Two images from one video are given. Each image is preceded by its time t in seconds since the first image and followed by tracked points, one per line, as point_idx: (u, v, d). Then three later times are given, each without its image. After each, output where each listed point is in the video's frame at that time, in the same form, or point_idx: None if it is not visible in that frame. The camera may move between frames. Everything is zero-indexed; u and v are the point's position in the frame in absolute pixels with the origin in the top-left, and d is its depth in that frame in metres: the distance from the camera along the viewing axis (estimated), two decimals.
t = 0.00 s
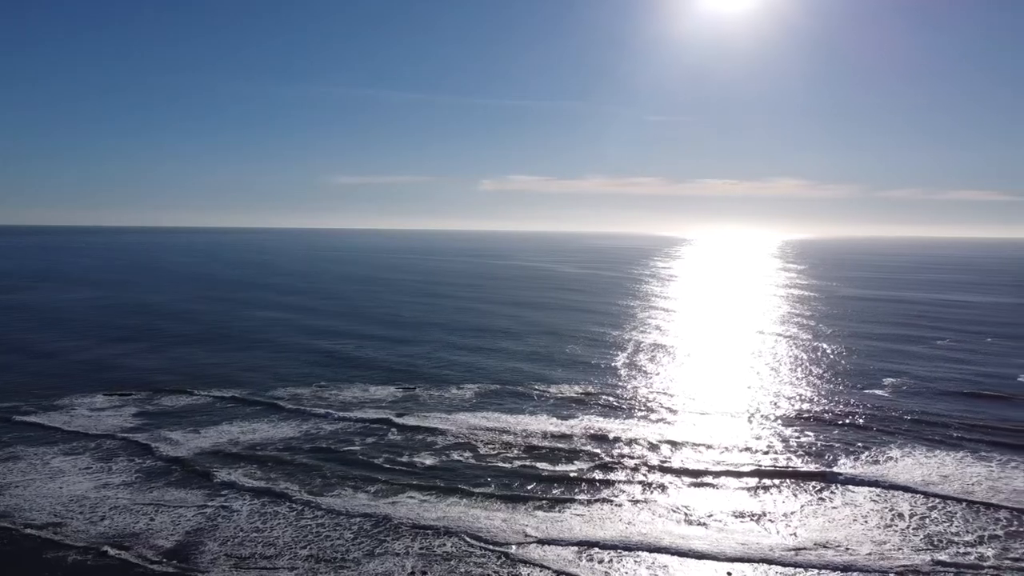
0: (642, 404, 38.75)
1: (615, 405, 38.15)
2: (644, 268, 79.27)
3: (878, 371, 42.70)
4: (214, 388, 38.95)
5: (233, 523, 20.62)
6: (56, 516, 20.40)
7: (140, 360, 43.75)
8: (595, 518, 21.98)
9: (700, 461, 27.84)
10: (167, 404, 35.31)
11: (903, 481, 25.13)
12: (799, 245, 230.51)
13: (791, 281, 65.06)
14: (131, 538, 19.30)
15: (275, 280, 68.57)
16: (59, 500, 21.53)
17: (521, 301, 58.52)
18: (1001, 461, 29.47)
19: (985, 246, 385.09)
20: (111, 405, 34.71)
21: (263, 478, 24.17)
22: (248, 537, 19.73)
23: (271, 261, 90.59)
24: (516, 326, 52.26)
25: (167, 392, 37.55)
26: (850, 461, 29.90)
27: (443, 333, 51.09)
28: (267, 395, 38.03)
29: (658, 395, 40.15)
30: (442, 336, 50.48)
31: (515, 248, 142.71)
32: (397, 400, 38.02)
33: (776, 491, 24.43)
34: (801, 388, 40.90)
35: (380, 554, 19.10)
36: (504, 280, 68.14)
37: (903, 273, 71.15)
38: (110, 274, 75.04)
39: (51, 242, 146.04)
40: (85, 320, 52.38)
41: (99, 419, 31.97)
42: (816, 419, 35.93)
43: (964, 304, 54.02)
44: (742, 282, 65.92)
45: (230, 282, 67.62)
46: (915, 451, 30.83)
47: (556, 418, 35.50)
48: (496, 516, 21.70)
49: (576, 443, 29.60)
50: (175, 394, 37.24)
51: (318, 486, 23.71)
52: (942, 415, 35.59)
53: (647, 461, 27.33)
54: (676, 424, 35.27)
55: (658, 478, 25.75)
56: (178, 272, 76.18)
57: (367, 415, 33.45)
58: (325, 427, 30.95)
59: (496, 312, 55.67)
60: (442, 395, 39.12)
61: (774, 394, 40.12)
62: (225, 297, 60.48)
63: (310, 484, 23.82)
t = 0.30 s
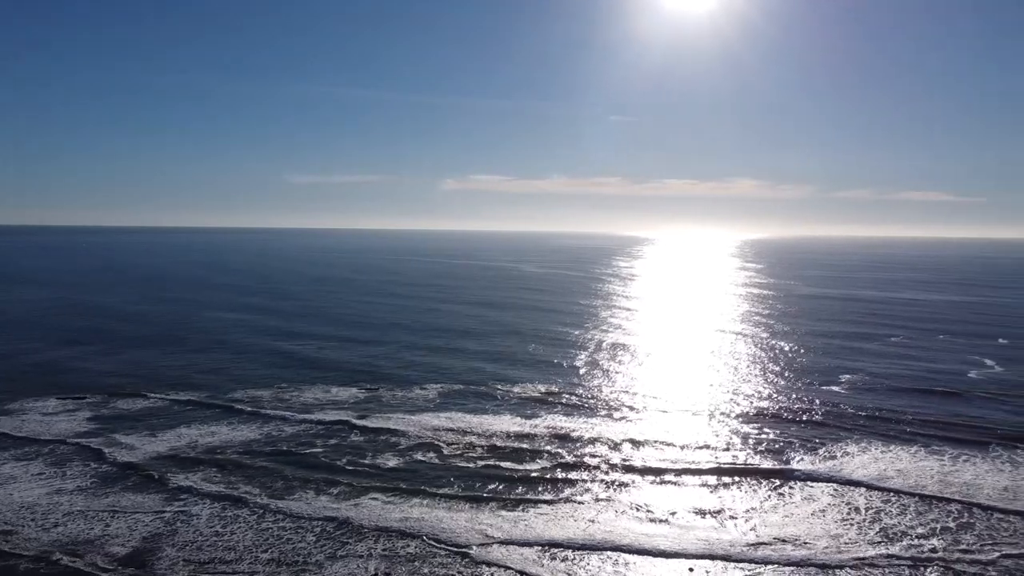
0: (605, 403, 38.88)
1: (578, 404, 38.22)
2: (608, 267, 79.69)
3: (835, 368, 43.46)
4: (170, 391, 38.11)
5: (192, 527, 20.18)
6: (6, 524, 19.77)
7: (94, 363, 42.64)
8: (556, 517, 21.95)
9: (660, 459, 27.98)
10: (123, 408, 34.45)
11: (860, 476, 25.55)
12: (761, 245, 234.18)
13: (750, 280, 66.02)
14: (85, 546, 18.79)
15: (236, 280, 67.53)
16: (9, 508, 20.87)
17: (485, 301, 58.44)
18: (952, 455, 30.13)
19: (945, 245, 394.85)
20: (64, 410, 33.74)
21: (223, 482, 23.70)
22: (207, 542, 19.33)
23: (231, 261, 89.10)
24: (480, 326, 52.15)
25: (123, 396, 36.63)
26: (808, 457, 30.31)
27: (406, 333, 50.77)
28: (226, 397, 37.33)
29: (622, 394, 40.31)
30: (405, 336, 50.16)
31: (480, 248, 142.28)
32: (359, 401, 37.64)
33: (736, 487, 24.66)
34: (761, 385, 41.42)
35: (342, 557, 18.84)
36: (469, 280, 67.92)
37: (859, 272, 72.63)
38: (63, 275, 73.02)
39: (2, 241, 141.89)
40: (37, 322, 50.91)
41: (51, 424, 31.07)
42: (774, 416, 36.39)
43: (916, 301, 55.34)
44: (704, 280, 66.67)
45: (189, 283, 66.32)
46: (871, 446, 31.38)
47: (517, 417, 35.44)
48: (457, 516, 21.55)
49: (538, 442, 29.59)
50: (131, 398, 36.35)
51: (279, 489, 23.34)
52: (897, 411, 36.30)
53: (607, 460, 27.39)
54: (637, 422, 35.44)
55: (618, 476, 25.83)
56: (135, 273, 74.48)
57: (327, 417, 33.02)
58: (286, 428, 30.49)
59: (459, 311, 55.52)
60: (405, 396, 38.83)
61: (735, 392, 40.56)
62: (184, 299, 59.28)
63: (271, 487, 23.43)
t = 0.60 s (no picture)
0: (566, 403, 38.84)
1: (539, 404, 38.15)
2: (571, 267, 79.98)
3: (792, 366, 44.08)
4: (124, 395, 37.15)
5: (149, 532, 19.70)
6: None
7: (43, 367, 41.35)
8: (517, 517, 21.82)
9: (622, 458, 27.96)
10: (77, 413, 33.48)
11: (817, 471, 25.92)
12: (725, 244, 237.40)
13: (711, 279, 66.77)
14: (37, 554, 18.23)
15: (193, 281, 66.17)
16: None
17: (448, 301, 58.13)
18: (905, 449, 30.71)
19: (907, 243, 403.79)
20: (13, 416, 32.66)
21: (180, 485, 23.15)
22: (164, 547, 18.89)
23: (189, 261, 87.26)
24: (442, 326, 51.87)
25: (75, 400, 35.59)
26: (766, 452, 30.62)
27: (368, 334, 50.29)
28: (182, 400, 36.52)
29: (585, 395, 40.31)
30: (367, 337, 49.67)
31: (445, 250, 141.10)
32: (319, 403, 37.08)
33: (696, 484, 24.81)
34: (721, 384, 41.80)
35: (303, 560, 18.57)
36: (432, 280, 67.62)
37: (815, 271, 74.05)
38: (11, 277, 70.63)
39: None
40: None
41: None
42: (733, 414, 36.69)
43: (870, 300, 56.47)
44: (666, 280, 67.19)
45: (144, 284, 64.76)
46: (827, 442, 31.83)
47: (477, 417, 35.24)
48: (418, 518, 21.31)
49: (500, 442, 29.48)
50: (85, 402, 35.34)
51: (238, 492, 22.86)
52: (852, 407, 36.89)
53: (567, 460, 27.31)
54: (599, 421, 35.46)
55: (578, 476, 25.78)
56: (88, 274, 72.43)
57: (286, 419, 32.54)
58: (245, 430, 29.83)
59: (421, 312, 55.17)
60: (365, 397, 38.35)
61: (697, 390, 40.84)
62: (139, 301, 57.86)
63: (230, 490, 22.97)
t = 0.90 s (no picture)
0: (529, 403, 38.65)
1: (502, 404, 37.90)
2: (535, 267, 79.99)
3: (752, 364, 44.48)
4: (74, 400, 36.03)
5: (103, 539, 19.15)
6: None
7: None
8: (479, 517, 21.49)
9: (586, 458, 27.66)
10: (26, 418, 32.38)
11: (775, 466, 26.09)
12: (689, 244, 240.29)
13: (672, 279, 67.30)
14: None
15: (149, 282, 64.64)
16: None
17: (409, 302, 57.69)
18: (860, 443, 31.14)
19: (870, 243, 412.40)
20: None
21: (135, 490, 22.42)
22: (119, 554, 18.38)
23: (145, 262, 85.23)
24: (403, 327, 51.46)
25: (23, 406, 34.42)
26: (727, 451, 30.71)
27: (328, 335, 49.65)
28: (137, 404, 35.57)
29: (548, 395, 40.17)
30: (327, 339, 49.04)
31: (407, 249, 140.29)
32: (279, 405, 36.38)
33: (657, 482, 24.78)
34: (683, 382, 42.03)
35: (264, 564, 18.21)
36: (394, 280, 67.08)
37: (773, 270, 75.15)
38: None
39: None
40: None
41: None
42: (694, 412, 36.84)
43: (826, 298, 57.41)
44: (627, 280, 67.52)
45: (97, 286, 63.06)
46: (785, 439, 32.09)
47: (439, 418, 35.01)
48: (381, 518, 20.91)
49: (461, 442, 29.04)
50: (34, 408, 34.19)
51: (195, 496, 22.23)
52: (809, 404, 37.25)
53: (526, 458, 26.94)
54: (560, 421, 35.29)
55: (540, 474, 25.49)
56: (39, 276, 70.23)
57: (243, 420, 31.88)
58: (204, 432, 28.99)
59: (383, 313, 54.69)
60: (326, 398, 37.78)
61: (659, 390, 40.95)
62: (92, 303, 56.28)
63: (187, 493, 22.39)
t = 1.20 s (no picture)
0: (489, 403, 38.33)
1: (461, 404, 37.60)
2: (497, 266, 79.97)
3: (711, 362, 44.81)
4: (19, 405, 34.82)
5: (55, 546, 18.51)
6: None
7: None
8: (440, 517, 21.16)
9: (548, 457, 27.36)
10: None
11: (732, 462, 26.08)
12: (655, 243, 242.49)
13: (634, 278, 67.80)
14: None
15: (102, 284, 62.97)
16: None
17: (370, 302, 57.18)
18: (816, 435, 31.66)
19: (833, 242, 418.89)
20: None
21: (86, 496, 21.66)
22: (72, 563, 17.78)
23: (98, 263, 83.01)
24: (363, 328, 50.92)
25: None
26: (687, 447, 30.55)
27: (287, 337, 48.92)
28: (89, 408, 34.57)
29: (509, 395, 39.91)
30: (285, 340, 48.29)
31: (369, 249, 139.25)
32: (237, 408, 35.62)
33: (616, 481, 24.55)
34: (643, 380, 42.18)
35: (222, 569, 17.75)
36: (355, 280, 66.50)
37: (731, 269, 76.24)
38: None
39: None
40: None
41: None
42: (654, 410, 36.88)
43: (783, 297, 58.29)
44: (589, 279, 67.85)
45: (47, 288, 61.17)
46: (745, 435, 32.20)
47: (401, 419, 34.68)
48: (343, 521, 20.44)
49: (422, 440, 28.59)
50: None
51: (151, 500, 21.55)
52: (767, 400, 37.44)
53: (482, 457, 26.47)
54: (522, 421, 35.12)
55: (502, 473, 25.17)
56: None
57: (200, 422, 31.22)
58: (158, 435, 28.16)
59: (343, 314, 54.13)
60: (286, 400, 37.13)
61: (621, 388, 40.96)
62: (41, 306, 54.58)
63: (142, 497, 21.72)
